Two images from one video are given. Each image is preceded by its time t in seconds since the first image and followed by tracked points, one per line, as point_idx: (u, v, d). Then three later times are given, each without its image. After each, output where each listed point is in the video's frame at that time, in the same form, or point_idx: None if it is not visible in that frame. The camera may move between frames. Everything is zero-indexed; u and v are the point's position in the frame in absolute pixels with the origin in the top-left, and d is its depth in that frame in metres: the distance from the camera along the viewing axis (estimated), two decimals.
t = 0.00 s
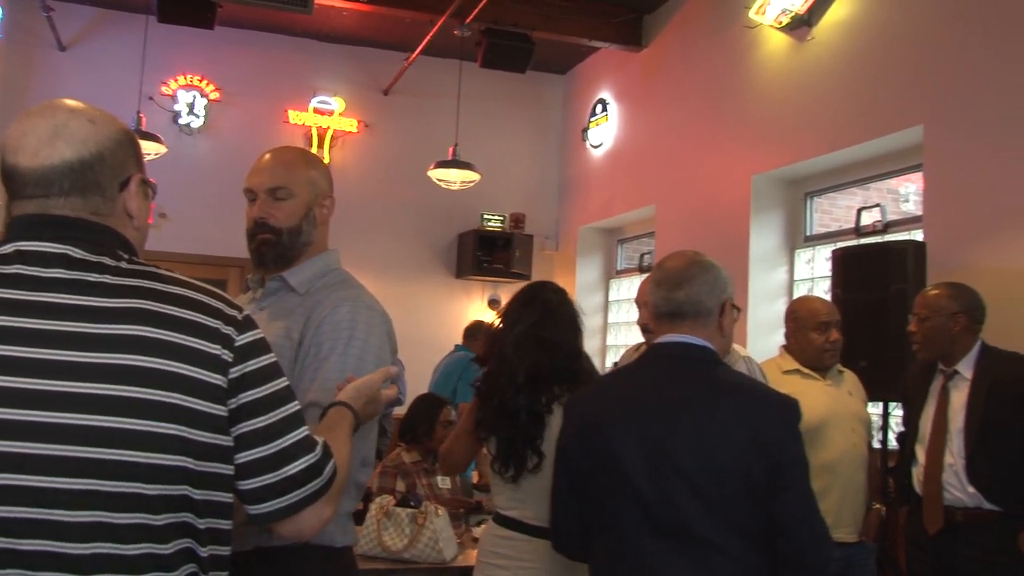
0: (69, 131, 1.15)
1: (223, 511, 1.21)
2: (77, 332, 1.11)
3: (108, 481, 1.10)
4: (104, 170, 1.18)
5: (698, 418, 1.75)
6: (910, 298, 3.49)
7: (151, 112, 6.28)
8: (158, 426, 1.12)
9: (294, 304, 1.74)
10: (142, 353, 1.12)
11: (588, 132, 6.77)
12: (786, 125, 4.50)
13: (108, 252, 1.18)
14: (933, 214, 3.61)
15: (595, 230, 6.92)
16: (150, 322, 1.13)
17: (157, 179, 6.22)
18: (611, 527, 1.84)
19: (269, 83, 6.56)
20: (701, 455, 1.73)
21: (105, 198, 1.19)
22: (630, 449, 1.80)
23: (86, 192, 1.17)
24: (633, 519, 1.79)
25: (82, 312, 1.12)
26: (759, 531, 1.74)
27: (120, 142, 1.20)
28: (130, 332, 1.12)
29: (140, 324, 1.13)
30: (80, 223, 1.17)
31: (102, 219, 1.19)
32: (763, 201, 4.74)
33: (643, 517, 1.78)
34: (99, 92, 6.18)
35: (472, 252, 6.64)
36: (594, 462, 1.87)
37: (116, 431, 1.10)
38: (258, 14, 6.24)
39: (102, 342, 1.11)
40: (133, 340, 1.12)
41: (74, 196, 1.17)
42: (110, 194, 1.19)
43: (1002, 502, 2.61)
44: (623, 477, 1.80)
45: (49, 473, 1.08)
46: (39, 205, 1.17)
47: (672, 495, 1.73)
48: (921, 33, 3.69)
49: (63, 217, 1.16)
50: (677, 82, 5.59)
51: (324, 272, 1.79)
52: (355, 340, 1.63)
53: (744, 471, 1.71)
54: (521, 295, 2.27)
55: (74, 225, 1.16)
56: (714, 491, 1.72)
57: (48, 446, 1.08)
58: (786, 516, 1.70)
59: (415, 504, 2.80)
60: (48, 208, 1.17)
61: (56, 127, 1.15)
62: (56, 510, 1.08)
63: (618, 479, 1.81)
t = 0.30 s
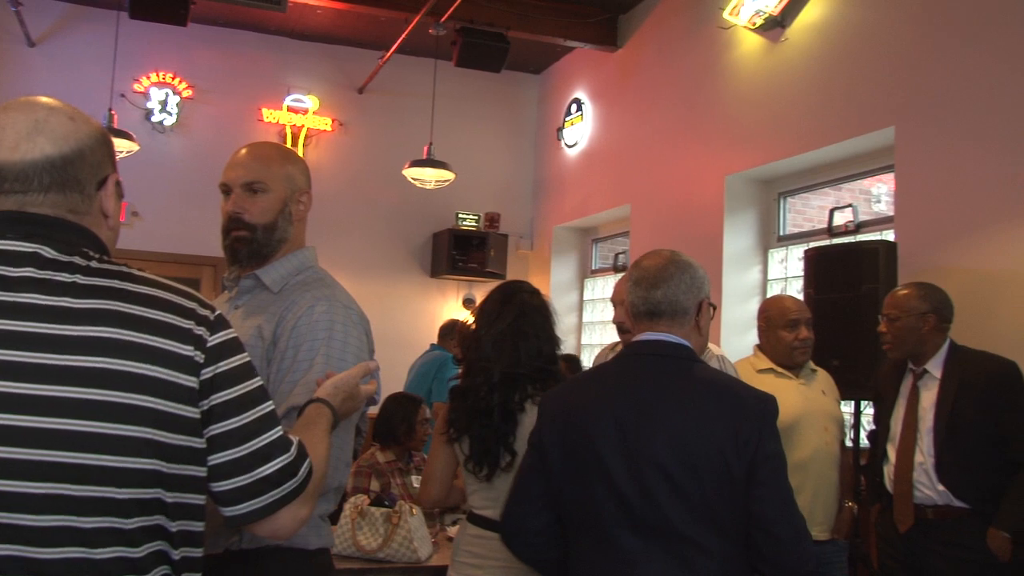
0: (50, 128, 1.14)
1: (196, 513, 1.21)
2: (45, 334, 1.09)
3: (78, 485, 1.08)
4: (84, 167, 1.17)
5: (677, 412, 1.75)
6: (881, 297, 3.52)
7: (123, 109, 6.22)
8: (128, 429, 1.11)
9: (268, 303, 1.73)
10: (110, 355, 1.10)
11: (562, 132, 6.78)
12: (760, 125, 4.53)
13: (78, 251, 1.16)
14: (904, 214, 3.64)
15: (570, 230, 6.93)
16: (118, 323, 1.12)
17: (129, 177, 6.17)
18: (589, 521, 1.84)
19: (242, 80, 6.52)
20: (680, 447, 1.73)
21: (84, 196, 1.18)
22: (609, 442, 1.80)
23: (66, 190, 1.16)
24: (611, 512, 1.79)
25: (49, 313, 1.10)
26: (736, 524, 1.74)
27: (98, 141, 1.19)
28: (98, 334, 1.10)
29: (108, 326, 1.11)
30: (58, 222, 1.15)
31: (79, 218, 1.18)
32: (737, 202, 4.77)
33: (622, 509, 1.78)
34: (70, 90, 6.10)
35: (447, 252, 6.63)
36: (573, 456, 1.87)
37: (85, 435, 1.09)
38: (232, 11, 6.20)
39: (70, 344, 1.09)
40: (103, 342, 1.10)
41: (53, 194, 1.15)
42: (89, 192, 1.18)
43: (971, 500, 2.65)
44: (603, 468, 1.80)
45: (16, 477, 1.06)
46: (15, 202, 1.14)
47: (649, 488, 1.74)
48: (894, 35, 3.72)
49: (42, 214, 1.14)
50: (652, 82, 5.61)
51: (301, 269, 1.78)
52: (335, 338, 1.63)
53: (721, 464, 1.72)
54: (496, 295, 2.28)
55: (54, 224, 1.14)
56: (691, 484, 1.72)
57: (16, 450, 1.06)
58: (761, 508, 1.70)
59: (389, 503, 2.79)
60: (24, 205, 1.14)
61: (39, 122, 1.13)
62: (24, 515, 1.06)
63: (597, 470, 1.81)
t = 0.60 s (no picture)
0: (20, 119, 1.12)
1: (168, 514, 1.20)
2: (13, 329, 1.07)
3: (45, 484, 1.06)
4: (55, 160, 1.16)
5: (681, 410, 1.76)
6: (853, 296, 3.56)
7: (96, 103, 6.14)
8: (99, 428, 1.09)
9: (242, 301, 1.72)
10: (82, 352, 1.09)
11: (539, 130, 6.78)
12: (736, 125, 4.56)
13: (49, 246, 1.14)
14: (876, 214, 3.67)
15: (546, 228, 6.94)
16: (90, 320, 1.11)
17: (101, 172, 6.11)
18: (588, 519, 1.81)
19: (217, 75, 6.47)
20: (686, 444, 1.73)
21: (57, 188, 1.16)
22: (612, 439, 1.78)
23: (39, 181, 1.14)
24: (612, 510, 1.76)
25: (19, 308, 1.08)
26: (733, 524, 1.75)
27: (66, 132, 1.18)
28: (70, 331, 1.09)
29: (80, 322, 1.10)
30: (30, 216, 1.13)
31: (53, 211, 1.17)
32: (713, 201, 4.79)
33: (624, 507, 1.75)
34: (41, 83, 6.02)
35: (423, 249, 6.62)
36: (572, 454, 1.84)
37: (55, 432, 1.07)
38: (207, 6, 6.16)
39: (41, 340, 1.08)
40: (74, 338, 1.09)
41: (25, 186, 1.13)
42: (61, 184, 1.17)
43: (939, 496, 2.68)
44: (606, 466, 1.78)
45: None
46: None
47: (653, 485, 1.73)
48: (868, 36, 3.75)
49: (15, 208, 1.13)
50: (628, 81, 5.63)
51: (276, 267, 1.76)
52: (312, 336, 1.62)
53: (725, 463, 1.73)
54: (469, 291, 2.27)
55: (28, 218, 1.13)
56: (694, 482, 1.73)
57: None
58: (762, 507, 1.73)
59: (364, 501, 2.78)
60: None
61: (5, 115, 1.11)
62: None
63: (599, 467, 1.79)
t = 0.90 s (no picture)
0: None
1: (135, 510, 1.19)
2: None
3: (11, 481, 1.05)
4: (11, 150, 1.14)
5: (694, 405, 1.78)
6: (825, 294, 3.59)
7: (64, 98, 6.06)
8: (66, 424, 1.08)
9: (212, 299, 1.70)
10: (47, 347, 1.08)
11: (513, 127, 6.78)
12: (708, 123, 4.58)
13: (10, 240, 1.13)
14: (846, 211, 3.71)
15: (519, 225, 6.95)
16: (57, 315, 1.09)
17: (70, 168, 6.03)
18: (592, 514, 1.80)
19: (188, 71, 6.41)
20: (698, 443, 1.76)
21: (15, 179, 1.15)
22: (627, 434, 1.78)
23: None
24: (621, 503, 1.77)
25: None
26: (730, 521, 1.80)
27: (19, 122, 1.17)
28: (35, 326, 1.08)
29: (45, 317, 1.09)
30: None
31: (13, 204, 1.15)
32: (685, 198, 4.82)
33: (633, 501, 1.76)
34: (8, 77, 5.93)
35: (396, 246, 6.60)
36: (581, 446, 1.83)
37: (20, 428, 1.05)
38: None
39: (7, 335, 1.06)
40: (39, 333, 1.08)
41: None
42: (19, 175, 1.16)
43: (910, 491, 2.72)
44: (618, 461, 1.78)
45: None
46: None
47: (668, 478, 1.75)
48: (839, 35, 3.79)
49: None
50: (601, 78, 5.65)
51: (247, 266, 1.74)
52: (285, 335, 1.61)
53: (736, 458, 1.77)
54: (440, 287, 2.26)
55: None
56: (706, 477, 1.75)
57: None
58: (763, 502, 1.78)
59: (336, 499, 2.76)
60: None
61: None
62: None
63: (610, 460, 1.79)
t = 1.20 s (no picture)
0: None
1: (108, 511, 1.17)
2: None
3: None
4: None
5: (698, 403, 1.79)
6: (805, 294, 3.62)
7: (44, 95, 6.00)
8: (39, 423, 1.07)
9: (190, 299, 1.68)
10: (18, 346, 1.07)
11: (496, 126, 6.78)
12: (690, 123, 4.60)
13: None
14: (826, 211, 3.73)
15: (502, 224, 6.95)
16: (29, 314, 1.08)
17: (50, 166, 5.98)
18: (595, 513, 1.81)
19: (170, 69, 6.38)
20: (699, 443, 1.77)
21: None
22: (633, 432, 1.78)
23: None
24: (624, 502, 1.78)
25: None
26: (727, 516, 1.81)
27: None
28: (7, 324, 1.07)
29: (17, 315, 1.08)
30: None
31: None
32: (668, 198, 4.84)
33: (637, 499, 1.77)
34: None
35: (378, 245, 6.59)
36: (584, 446, 1.83)
37: None
38: None
39: None
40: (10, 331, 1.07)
41: None
42: None
43: (889, 490, 2.74)
44: (624, 460, 1.79)
45: None
46: None
47: (673, 477, 1.76)
48: (820, 36, 3.82)
49: None
50: (584, 78, 5.66)
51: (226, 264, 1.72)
52: (265, 335, 1.60)
53: (738, 455, 1.79)
54: (415, 285, 2.25)
55: None
56: (709, 474, 1.77)
57: None
58: (762, 496, 1.80)
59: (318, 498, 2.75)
60: None
61: None
62: None
63: (612, 460, 1.80)
